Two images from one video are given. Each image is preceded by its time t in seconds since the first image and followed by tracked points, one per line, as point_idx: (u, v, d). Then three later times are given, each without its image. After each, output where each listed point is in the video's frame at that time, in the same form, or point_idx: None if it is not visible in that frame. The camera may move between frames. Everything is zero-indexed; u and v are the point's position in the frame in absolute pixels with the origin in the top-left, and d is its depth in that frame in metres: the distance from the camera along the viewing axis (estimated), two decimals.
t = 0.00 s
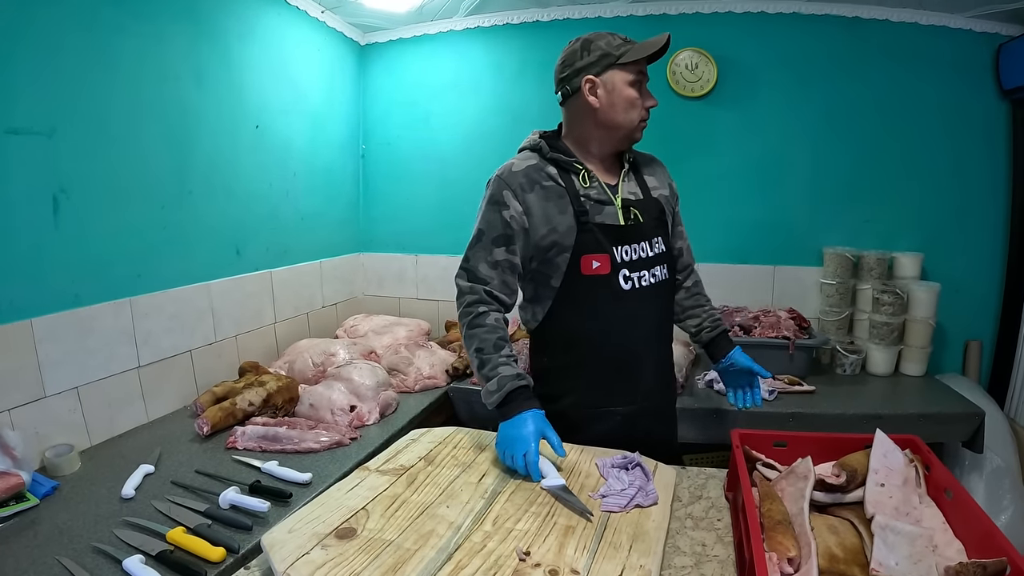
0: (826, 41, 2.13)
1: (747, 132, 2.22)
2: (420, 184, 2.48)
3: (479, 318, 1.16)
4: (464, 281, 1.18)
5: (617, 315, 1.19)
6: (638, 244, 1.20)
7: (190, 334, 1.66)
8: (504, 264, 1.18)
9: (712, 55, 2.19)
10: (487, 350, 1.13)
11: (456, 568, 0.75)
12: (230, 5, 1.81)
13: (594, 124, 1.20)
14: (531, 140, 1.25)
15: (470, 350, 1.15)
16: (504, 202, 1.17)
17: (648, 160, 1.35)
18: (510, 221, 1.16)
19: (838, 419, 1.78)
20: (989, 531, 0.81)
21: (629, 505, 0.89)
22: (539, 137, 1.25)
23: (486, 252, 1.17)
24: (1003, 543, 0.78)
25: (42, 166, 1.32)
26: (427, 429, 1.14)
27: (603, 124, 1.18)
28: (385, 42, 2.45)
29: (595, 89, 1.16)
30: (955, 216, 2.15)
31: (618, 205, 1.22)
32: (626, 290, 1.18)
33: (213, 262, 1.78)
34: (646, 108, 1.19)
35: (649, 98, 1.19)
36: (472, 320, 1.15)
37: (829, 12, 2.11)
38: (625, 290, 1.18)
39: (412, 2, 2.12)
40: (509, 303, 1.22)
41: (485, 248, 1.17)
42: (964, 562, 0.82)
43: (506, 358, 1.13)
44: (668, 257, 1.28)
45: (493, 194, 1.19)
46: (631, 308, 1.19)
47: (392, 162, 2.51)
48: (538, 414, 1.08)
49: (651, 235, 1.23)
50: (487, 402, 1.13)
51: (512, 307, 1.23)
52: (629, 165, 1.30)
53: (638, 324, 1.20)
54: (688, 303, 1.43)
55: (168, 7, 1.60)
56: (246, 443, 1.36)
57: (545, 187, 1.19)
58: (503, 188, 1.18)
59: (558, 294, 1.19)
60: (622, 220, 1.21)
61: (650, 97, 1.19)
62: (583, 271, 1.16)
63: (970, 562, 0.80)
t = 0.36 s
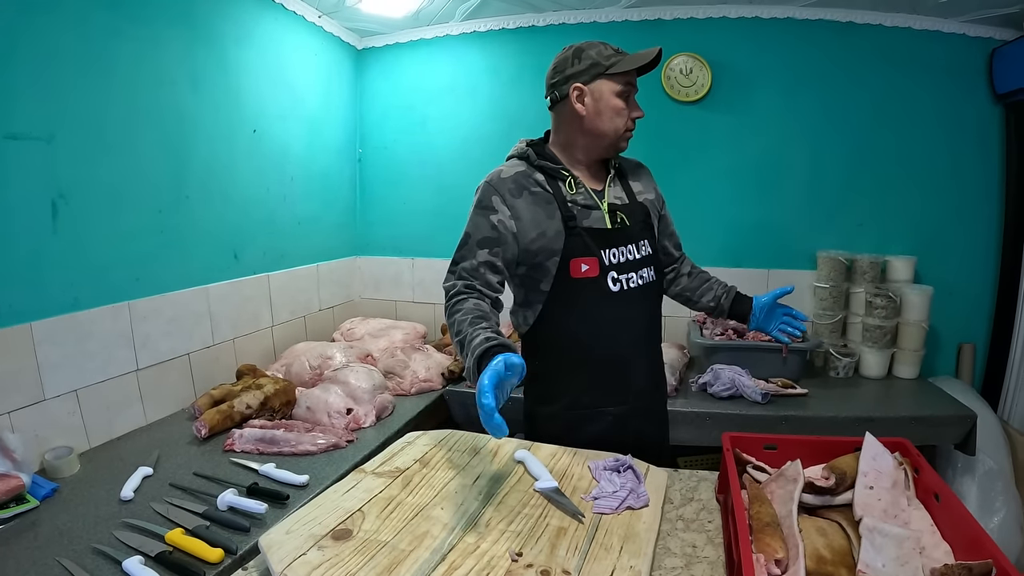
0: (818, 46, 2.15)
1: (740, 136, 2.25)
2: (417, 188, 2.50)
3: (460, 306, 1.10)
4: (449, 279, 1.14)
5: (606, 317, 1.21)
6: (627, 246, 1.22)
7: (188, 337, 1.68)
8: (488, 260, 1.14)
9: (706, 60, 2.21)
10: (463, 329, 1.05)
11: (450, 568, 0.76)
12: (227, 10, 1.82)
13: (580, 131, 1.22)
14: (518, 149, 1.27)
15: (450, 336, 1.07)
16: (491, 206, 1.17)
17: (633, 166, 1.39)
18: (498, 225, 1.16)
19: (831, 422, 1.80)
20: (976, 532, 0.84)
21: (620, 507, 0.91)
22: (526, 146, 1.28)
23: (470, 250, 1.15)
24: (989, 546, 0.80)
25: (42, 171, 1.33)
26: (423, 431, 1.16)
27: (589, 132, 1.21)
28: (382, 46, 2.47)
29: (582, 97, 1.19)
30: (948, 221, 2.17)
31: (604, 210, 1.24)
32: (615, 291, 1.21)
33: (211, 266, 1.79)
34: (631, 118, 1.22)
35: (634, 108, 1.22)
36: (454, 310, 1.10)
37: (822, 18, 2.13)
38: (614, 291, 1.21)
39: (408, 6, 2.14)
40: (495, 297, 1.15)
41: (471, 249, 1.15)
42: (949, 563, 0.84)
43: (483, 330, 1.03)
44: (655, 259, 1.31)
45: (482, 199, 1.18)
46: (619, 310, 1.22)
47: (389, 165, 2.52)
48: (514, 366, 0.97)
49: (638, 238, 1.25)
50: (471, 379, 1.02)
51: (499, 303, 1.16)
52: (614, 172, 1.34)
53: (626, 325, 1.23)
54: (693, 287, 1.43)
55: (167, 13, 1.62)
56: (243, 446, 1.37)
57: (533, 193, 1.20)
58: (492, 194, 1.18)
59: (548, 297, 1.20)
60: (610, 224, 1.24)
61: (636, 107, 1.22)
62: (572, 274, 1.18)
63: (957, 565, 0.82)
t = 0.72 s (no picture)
0: (810, 51, 2.19)
1: (733, 140, 2.28)
2: (413, 192, 2.52)
3: (486, 322, 1.17)
4: (468, 295, 1.19)
5: (608, 322, 1.23)
6: (628, 253, 1.25)
7: (186, 339, 1.70)
8: (505, 275, 1.20)
9: (700, 65, 2.24)
10: (499, 348, 1.13)
11: (443, 563, 0.79)
12: (226, 14, 1.84)
13: (586, 139, 1.25)
14: (522, 156, 1.29)
15: (486, 353, 1.16)
16: (499, 218, 1.21)
17: (637, 173, 1.42)
18: (506, 235, 1.20)
19: (821, 423, 1.83)
20: (960, 531, 0.85)
21: (610, 504, 0.94)
22: (531, 153, 1.30)
23: (485, 265, 1.19)
24: (971, 544, 0.82)
25: (43, 174, 1.35)
26: (418, 432, 1.18)
27: (595, 140, 1.24)
28: (379, 50, 2.49)
29: (589, 105, 1.21)
30: (939, 225, 2.20)
31: (607, 217, 1.28)
32: (617, 298, 1.23)
33: (209, 269, 1.81)
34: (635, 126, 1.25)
35: (639, 117, 1.25)
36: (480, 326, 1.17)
37: (814, 23, 2.16)
38: (616, 298, 1.23)
39: (405, 11, 2.16)
40: (514, 305, 1.23)
41: (484, 261, 1.20)
42: (932, 560, 0.87)
43: (520, 349, 1.13)
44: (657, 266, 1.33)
45: (487, 209, 1.22)
46: (621, 315, 1.24)
47: (386, 168, 2.54)
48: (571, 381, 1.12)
49: (640, 245, 1.28)
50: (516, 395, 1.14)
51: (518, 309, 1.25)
52: (619, 179, 1.37)
53: (628, 331, 1.25)
54: (672, 308, 1.49)
55: (165, 17, 1.64)
56: (241, 445, 1.39)
57: (537, 202, 1.23)
58: (497, 205, 1.22)
59: (552, 302, 1.23)
60: (612, 231, 1.27)
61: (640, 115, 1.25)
62: (574, 281, 1.21)
63: (938, 561, 0.84)
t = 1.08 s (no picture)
0: (806, 54, 2.20)
1: (730, 143, 2.30)
2: (412, 192, 2.53)
3: (520, 303, 1.23)
4: (508, 274, 1.26)
5: (647, 324, 1.24)
6: (672, 260, 1.23)
7: (186, 338, 1.71)
8: (545, 260, 1.26)
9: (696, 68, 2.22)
10: (527, 331, 1.19)
11: (440, 559, 0.80)
12: (225, 16, 1.85)
13: (634, 142, 1.26)
14: (586, 152, 1.33)
15: (514, 332, 1.22)
16: (549, 205, 1.26)
17: (702, 184, 1.36)
18: (552, 221, 1.25)
19: (817, 422, 1.84)
20: (954, 529, 0.85)
21: (605, 502, 0.94)
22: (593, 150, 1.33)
23: (529, 248, 1.25)
24: (964, 542, 0.82)
25: (44, 175, 1.36)
26: (415, 431, 1.19)
27: (640, 145, 1.24)
28: (378, 52, 2.50)
29: (636, 109, 1.23)
30: (935, 225, 2.21)
31: (656, 222, 1.26)
32: (654, 303, 1.23)
33: (208, 269, 1.82)
34: (684, 137, 1.19)
35: (690, 127, 1.19)
36: (514, 305, 1.23)
37: (810, 25, 2.18)
38: (652, 302, 1.23)
39: (403, 13, 2.17)
40: (552, 292, 1.28)
41: (529, 244, 1.26)
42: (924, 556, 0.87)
43: (546, 336, 1.18)
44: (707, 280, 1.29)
45: (541, 195, 1.28)
46: (661, 320, 1.24)
47: (384, 169, 2.55)
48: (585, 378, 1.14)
49: (688, 255, 1.25)
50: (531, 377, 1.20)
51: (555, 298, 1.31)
52: (678, 187, 1.32)
53: (667, 336, 1.25)
54: (735, 334, 1.34)
55: (164, 18, 1.65)
56: (239, 444, 1.40)
57: (588, 196, 1.26)
58: (552, 192, 1.27)
59: (590, 297, 1.25)
60: (658, 237, 1.25)
61: (693, 126, 1.19)
62: (613, 280, 1.23)
63: (930, 557, 0.84)
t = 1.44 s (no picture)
0: (805, 56, 2.20)
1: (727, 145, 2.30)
2: (409, 194, 2.53)
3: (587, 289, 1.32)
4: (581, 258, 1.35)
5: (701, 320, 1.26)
6: (730, 261, 1.23)
7: (183, 340, 1.70)
8: (612, 249, 1.31)
9: (693, 69, 2.20)
10: (589, 315, 1.29)
11: (438, 560, 0.79)
12: (223, 17, 1.85)
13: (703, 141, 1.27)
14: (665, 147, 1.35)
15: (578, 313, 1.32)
16: (621, 195, 1.31)
17: (780, 189, 1.31)
18: (621, 211, 1.30)
19: (814, 423, 1.85)
20: (950, 530, 0.86)
21: (603, 503, 0.94)
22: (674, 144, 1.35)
23: (600, 235, 1.33)
24: (961, 542, 0.83)
25: (42, 176, 1.36)
26: (413, 432, 1.19)
27: (705, 144, 1.25)
28: (375, 53, 2.50)
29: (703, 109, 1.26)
30: (932, 227, 2.22)
31: (720, 222, 1.25)
32: (706, 300, 1.25)
33: (206, 271, 1.82)
34: (744, 138, 1.18)
35: (749, 127, 1.17)
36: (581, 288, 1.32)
37: (808, 27, 2.18)
38: (703, 299, 1.25)
39: (401, 14, 2.17)
40: (619, 280, 1.35)
41: (600, 231, 1.33)
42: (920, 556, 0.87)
43: (606, 322, 1.27)
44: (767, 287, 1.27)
45: (615, 185, 1.34)
46: (717, 318, 1.25)
47: (382, 171, 2.55)
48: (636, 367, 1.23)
49: (749, 258, 1.24)
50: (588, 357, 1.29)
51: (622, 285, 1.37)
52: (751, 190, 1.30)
53: (723, 334, 1.26)
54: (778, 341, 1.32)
55: (162, 19, 1.65)
56: (237, 446, 1.40)
57: (658, 189, 1.28)
58: (625, 182, 1.32)
59: (649, 288, 1.29)
60: (720, 237, 1.25)
61: (752, 127, 1.17)
62: (668, 272, 1.26)
63: (927, 557, 0.84)
